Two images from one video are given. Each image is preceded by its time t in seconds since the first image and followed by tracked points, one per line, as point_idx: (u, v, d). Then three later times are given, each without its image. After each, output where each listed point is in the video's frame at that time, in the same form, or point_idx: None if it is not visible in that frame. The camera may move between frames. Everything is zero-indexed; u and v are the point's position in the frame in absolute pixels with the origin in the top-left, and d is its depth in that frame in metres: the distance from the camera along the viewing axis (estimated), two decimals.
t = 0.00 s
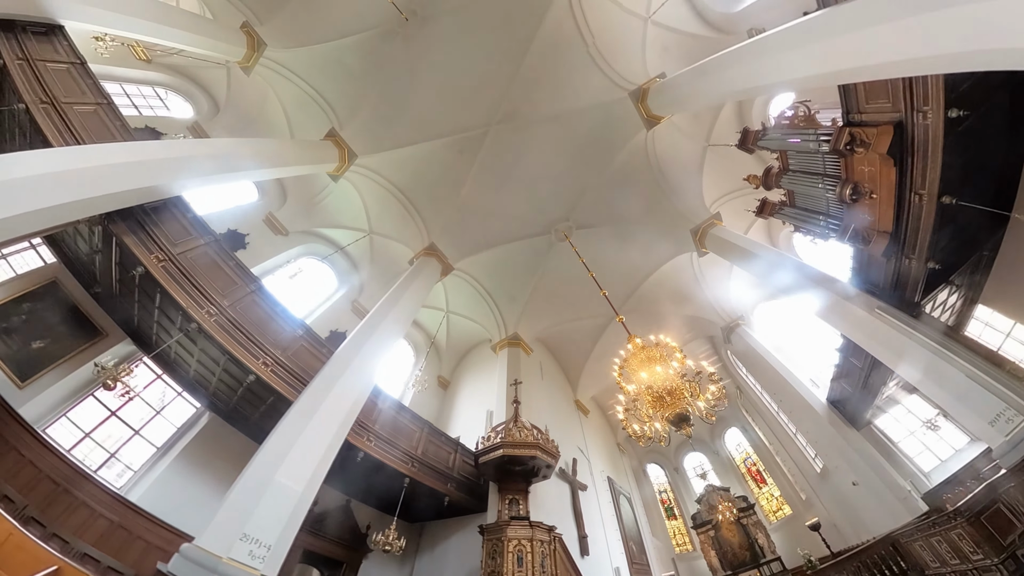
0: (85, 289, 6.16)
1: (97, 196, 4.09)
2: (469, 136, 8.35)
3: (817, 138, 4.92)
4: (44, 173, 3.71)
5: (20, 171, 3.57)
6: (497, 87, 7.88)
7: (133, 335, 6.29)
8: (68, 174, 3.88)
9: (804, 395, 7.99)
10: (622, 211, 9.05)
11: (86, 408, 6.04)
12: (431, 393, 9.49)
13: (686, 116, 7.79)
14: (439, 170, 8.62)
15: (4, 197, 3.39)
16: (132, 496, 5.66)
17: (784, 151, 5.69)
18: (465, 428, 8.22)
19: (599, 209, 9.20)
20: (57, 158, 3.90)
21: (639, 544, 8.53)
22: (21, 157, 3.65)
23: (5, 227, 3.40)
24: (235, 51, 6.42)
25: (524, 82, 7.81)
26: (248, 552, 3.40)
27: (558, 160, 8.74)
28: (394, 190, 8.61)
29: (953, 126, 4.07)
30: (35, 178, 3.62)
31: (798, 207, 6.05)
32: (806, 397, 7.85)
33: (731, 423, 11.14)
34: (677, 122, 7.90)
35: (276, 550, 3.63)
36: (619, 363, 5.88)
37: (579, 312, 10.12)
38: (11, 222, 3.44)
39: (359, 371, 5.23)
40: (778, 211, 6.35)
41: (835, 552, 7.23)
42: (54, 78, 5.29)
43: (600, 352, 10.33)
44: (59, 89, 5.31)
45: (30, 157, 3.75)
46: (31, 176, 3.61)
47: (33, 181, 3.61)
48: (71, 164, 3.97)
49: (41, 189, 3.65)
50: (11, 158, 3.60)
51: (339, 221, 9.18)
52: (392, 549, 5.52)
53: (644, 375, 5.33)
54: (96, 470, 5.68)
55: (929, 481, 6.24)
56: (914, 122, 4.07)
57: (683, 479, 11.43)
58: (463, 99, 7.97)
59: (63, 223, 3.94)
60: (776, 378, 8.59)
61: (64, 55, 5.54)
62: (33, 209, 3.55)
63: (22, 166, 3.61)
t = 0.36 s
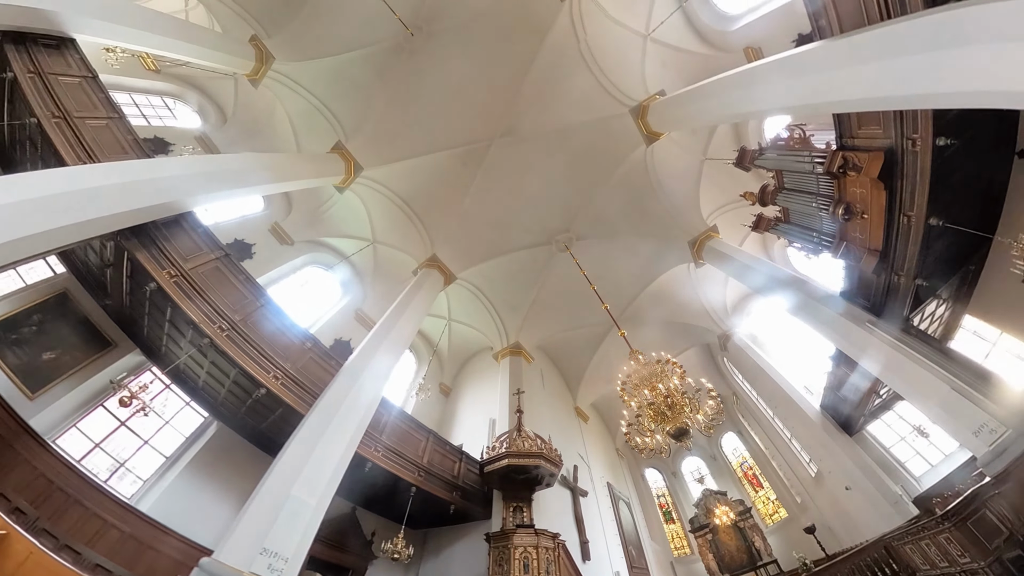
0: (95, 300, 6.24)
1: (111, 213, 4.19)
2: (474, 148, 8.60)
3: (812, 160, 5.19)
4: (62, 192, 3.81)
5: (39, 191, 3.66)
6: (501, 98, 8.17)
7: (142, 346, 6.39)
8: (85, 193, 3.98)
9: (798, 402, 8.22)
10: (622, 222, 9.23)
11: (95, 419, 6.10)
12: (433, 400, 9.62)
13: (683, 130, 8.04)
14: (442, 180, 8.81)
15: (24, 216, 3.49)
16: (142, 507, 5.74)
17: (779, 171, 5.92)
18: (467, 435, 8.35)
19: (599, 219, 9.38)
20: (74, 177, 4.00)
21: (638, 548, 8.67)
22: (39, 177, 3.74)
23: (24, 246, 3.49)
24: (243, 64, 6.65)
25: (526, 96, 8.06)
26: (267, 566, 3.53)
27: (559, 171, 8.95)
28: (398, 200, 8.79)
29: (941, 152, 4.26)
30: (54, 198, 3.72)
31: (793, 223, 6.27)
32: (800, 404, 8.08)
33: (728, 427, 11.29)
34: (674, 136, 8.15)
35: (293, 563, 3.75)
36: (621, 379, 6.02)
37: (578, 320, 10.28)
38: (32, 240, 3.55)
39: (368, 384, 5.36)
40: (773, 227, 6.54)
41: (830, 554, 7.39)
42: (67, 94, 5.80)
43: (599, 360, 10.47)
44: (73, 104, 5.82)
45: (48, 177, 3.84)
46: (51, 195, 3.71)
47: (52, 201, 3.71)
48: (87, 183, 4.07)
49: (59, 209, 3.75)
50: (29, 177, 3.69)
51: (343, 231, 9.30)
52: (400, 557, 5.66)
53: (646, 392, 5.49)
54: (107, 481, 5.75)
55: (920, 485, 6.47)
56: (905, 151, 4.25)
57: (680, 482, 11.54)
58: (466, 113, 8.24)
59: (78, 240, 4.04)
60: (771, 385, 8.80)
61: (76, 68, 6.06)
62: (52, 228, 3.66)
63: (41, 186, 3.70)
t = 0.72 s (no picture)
0: (105, 308, 6.34)
1: (122, 227, 4.23)
2: (477, 157, 8.77)
3: (806, 175, 5.37)
4: (77, 206, 3.87)
5: (55, 205, 3.72)
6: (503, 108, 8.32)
7: (152, 354, 6.50)
8: (99, 206, 4.05)
9: (791, 404, 8.40)
10: (621, 229, 9.39)
11: (104, 425, 6.13)
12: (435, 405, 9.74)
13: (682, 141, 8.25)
14: (445, 188, 8.97)
15: (41, 231, 3.56)
16: (151, 513, 5.81)
17: (775, 184, 6.12)
18: (470, 440, 8.47)
19: (599, 228, 9.53)
20: (89, 190, 4.07)
21: (637, 550, 8.80)
22: (55, 189, 3.81)
23: (42, 259, 3.57)
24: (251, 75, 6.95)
25: (528, 107, 8.28)
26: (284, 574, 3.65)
27: (560, 178, 9.13)
28: (402, 208, 8.95)
29: (930, 171, 4.49)
30: (76, 213, 3.85)
31: (788, 234, 6.48)
32: (794, 408, 8.26)
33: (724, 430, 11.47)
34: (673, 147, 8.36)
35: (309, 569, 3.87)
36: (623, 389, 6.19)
37: (579, 326, 10.42)
38: (48, 254, 3.61)
39: (376, 392, 5.48)
40: (769, 237, 6.76)
41: (825, 554, 7.53)
42: (79, 106, 5.94)
43: (599, 364, 10.61)
44: (83, 115, 5.93)
45: (63, 190, 3.91)
46: (66, 209, 3.78)
47: (67, 215, 3.78)
48: (101, 196, 4.14)
49: (73, 223, 3.82)
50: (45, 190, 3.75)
51: (347, 238, 9.42)
52: (408, 561, 5.79)
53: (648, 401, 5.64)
54: (116, 487, 5.81)
55: (912, 485, 6.65)
56: (894, 167, 4.47)
57: (678, 485, 11.66)
58: (469, 123, 8.47)
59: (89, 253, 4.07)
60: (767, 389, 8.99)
61: (87, 79, 6.20)
62: (65, 243, 3.71)
63: (58, 199, 3.78)
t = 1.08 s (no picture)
0: (112, 318, 6.41)
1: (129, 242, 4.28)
2: (478, 168, 9.07)
3: (802, 190, 5.59)
4: (85, 221, 3.93)
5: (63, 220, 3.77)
6: (505, 119, 8.67)
7: (159, 363, 6.58)
8: (107, 221, 4.12)
9: (787, 410, 8.56)
10: (620, 237, 9.56)
11: (110, 434, 6.16)
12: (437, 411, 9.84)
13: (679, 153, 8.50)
14: (446, 196, 9.18)
15: (50, 246, 3.60)
16: (158, 521, 5.85)
17: (772, 198, 6.34)
18: (472, 445, 8.60)
19: (599, 236, 9.71)
20: (98, 205, 4.13)
21: (637, 552, 8.92)
22: (66, 204, 3.89)
23: (56, 272, 3.67)
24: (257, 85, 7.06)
25: (529, 118, 8.58)
26: None
27: (561, 188, 9.34)
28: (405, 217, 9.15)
29: (919, 190, 4.68)
30: (87, 227, 3.94)
31: (783, 245, 6.69)
32: (790, 412, 8.51)
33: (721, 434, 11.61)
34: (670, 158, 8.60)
35: None
36: (626, 401, 6.29)
37: (579, 333, 10.57)
38: (57, 269, 3.66)
39: (383, 401, 5.57)
40: (764, 248, 6.97)
41: (821, 555, 7.67)
42: (88, 117, 6.02)
43: (598, 370, 10.77)
44: (91, 125, 6.01)
45: (71, 205, 3.96)
46: (76, 225, 3.83)
47: (75, 230, 3.82)
48: (109, 211, 4.20)
49: (82, 238, 3.87)
50: (54, 205, 3.81)
51: (351, 245, 9.52)
52: (415, 566, 5.89)
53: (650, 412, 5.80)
54: (122, 496, 5.83)
55: (904, 487, 6.84)
56: (886, 184, 4.66)
57: (676, 487, 11.72)
58: (472, 133, 8.75)
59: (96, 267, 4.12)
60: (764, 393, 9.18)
61: (96, 89, 6.28)
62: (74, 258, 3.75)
63: (68, 215, 3.84)
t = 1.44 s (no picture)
0: (123, 327, 6.55)
1: (140, 259, 4.38)
2: (480, 178, 9.30)
3: (795, 207, 5.82)
4: (101, 238, 4.03)
5: (80, 237, 3.87)
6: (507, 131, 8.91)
7: (169, 371, 6.72)
8: (121, 238, 4.22)
9: (781, 413, 8.80)
10: (619, 246, 9.77)
11: (121, 442, 6.27)
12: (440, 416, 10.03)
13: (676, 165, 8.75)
14: (449, 205, 9.44)
15: (66, 263, 3.69)
16: (170, 527, 5.99)
17: (765, 212, 6.61)
18: (474, 450, 8.77)
19: (598, 245, 9.92)
20: (114, 222, 4.26)
21: (636, 554, 9.08)
22: (87, 221, 4.01)
23: (77, 287, 3.79)
24: (263, 96, 7.40)
25: (531, 129, 8.83)
26: None
27: (561, 197, 9.58)
28: (410, 227, 9.45)
29: (905, 209, 4.94)
30: (106, 243, 4.06)
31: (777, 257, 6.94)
32: (784, 416, 8.74)
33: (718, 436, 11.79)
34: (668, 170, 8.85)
35: None
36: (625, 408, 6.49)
37: (578, 339, 10.75)
38: (72, 286, 3.75)
39: (392, 410, 5.74)
40: (758, 259, 7.22)
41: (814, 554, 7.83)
42: (100, 131, 6.15)
43: (598, 375, 10.95)
44: (103, 138, 6.15)
45: (86, 222, 4.06)
46: (92, 242, 3.94)
47: (91, 247, 3.92)
48: (124, 227, 4.31)
49: (98, 255, 3.97)
50: (71, 222, 3.91)
51: (355, 253, 9.70)
52: (422, 570, 6.05)
53: (649, 420, 6.01)
54: (135, 502, 5.98)
55: (894, 488, 7.11)
56: (875, 203, 4.92)
57: (673, 488, 11.87)
58: (476, 143, 9.01)
59: (109, 283, 4.21)
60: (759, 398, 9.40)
61: (108, 103, 6.44)
62: (89, 275, 3.85)
63: (85, 232, 3.95)
